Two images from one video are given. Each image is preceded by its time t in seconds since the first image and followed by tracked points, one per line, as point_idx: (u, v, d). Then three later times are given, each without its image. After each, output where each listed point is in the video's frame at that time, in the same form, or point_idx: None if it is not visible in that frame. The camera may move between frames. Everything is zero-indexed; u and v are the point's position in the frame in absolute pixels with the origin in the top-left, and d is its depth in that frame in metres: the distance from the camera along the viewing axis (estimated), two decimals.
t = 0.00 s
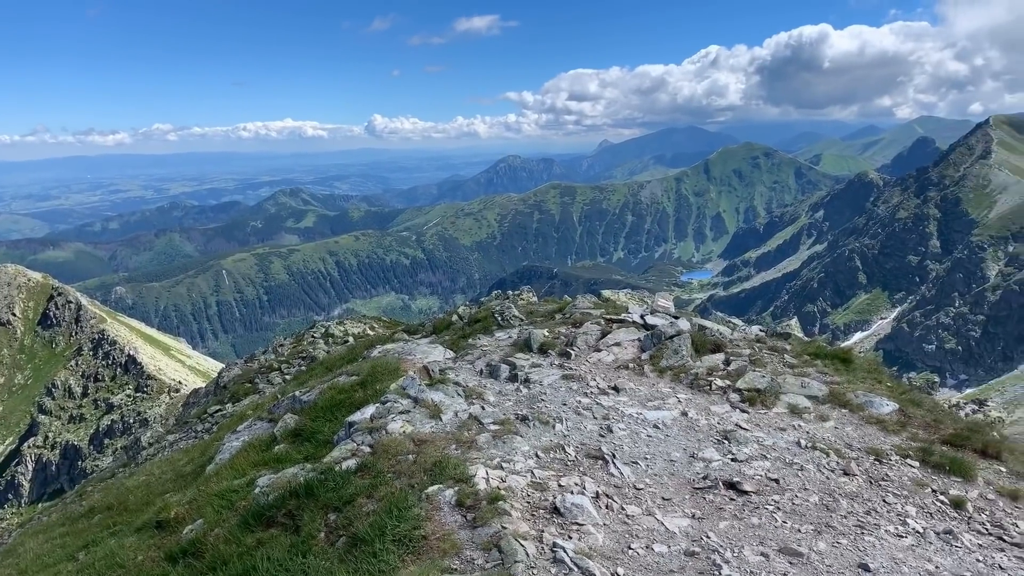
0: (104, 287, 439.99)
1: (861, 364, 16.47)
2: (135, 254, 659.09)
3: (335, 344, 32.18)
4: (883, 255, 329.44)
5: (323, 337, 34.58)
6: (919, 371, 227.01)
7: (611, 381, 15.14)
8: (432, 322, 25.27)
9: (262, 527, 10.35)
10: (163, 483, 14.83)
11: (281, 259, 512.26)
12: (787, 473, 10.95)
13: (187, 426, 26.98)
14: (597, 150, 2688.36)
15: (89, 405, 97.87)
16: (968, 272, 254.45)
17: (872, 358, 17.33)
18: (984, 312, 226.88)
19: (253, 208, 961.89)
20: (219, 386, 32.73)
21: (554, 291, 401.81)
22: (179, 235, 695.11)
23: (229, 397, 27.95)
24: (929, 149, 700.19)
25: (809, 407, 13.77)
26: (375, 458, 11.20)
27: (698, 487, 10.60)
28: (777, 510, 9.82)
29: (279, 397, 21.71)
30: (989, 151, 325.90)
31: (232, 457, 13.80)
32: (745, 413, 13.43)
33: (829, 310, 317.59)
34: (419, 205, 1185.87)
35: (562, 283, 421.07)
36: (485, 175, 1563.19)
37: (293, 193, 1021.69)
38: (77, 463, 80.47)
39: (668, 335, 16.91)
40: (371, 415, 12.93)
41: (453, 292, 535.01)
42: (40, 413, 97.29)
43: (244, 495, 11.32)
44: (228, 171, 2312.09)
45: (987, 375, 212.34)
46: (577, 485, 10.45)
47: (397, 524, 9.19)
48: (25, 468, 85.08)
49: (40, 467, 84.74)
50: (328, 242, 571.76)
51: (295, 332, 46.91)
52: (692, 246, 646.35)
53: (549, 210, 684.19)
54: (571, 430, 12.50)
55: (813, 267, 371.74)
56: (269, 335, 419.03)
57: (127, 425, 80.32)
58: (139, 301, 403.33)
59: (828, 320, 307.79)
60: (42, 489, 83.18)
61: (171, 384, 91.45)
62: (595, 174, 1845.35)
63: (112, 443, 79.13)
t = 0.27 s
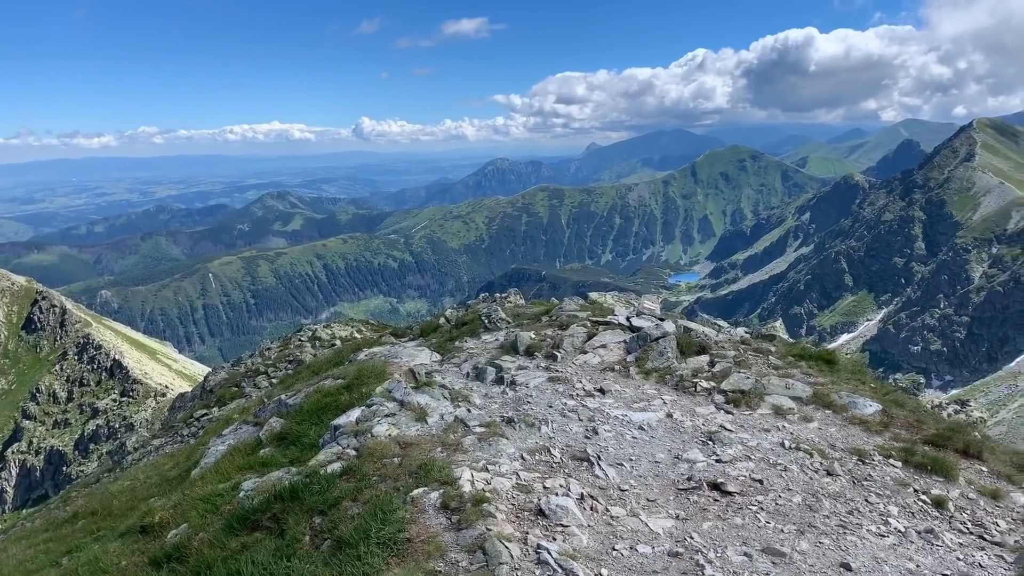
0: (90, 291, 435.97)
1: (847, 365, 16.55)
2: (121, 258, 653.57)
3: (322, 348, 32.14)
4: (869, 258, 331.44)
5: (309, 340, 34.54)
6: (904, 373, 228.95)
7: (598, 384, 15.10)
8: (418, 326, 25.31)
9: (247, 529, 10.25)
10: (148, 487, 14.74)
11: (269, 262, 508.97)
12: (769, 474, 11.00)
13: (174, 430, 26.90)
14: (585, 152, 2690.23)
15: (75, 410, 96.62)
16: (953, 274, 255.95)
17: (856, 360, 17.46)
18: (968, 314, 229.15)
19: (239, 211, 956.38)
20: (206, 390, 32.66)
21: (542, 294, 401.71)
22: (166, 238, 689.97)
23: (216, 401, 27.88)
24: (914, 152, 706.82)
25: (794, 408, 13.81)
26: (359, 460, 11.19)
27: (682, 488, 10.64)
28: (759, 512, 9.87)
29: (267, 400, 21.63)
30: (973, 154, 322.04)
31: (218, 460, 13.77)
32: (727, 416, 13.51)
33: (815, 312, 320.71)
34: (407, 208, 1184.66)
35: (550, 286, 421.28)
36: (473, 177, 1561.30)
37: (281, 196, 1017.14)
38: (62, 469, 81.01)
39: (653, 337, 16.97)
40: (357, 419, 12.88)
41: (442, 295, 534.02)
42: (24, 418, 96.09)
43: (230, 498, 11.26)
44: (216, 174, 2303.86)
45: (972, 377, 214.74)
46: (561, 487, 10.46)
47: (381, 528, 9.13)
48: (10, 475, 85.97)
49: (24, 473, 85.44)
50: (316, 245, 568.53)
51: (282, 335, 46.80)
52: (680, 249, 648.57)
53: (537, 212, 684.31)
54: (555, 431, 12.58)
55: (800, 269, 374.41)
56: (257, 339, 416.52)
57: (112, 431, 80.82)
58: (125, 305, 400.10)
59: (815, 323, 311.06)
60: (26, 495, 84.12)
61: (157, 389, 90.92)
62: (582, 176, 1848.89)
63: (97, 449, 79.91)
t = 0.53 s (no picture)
0: (74, 296, 431.47)
1: (830, 366, 16.68)
2: (105, 261, 646.92)
3: (309, 352, 32.02)
4: (854, 260, 333.55)
5: (296, 343, 34.35)
6: (890, 374, 230.66)
7: (584, 384, 15.12)
8: (406, 328, 25.28)
9: (232, 533, 10.18)
10: (131, 492, 14.76)
11: (255, 266, 504.71)
12: (751, 474, 11.06)
13: (160, 435, 26.79)
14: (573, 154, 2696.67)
15: (59, 415, 95.47)
16: (937, 276, 257.74)
17: (840, 361, 17.57)
18: (952, 316, 231.20)
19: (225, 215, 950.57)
20: (191, 394, 32.45)
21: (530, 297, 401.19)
22: (151, 241, 683.92)
23: (200, 406, 27.75)
24: (899, 156, 714.59)
25: (778, 409, 13.88)
26: (344, 463, 11.13)
27: (665, 488, 10.67)
28: (743, 512, 9.90)
29: (251, 403, 21.58)
30: (956, 157, 320.85)
31: (202, 465, 13.70)
32: (711, 417, 13.55)
33: (801, 314, 324.04)
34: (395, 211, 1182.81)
35: (539, 289, 421.72)
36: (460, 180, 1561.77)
37: (267, 199, 1011.36)
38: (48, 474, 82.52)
39: (638, 339, 17.01)
40: (340, 423, 12.85)
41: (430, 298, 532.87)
42: (6, 423, 94.48)
43: (212, 503, 11.20)
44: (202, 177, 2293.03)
45: (956, 378, 216.65)
46: (546, 488, 10.45)
47: (365, 531, 9.04)
48: None
49: (7, 480, 87.09)
50: (303, 248, 564.36)
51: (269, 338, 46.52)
52: (667, 251, 649.98)
53: (525, 215, 684.46)
54: (541, 434, 12.54)
55: (786, 271, 376.68)
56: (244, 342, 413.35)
57: (96, 435, 81.85)
58: (110, 309, 396.46)
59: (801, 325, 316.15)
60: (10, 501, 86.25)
61: (143, 393, 90.48)
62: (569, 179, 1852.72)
63: (82, 453, 81.61)
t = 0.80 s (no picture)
0: (59, 300, 426.26)
1: (812, 367, 16.80)
2: (89, 264, 640.82)
3: (296, 354, 31.96)
4: (840, 262, 335.37)
5: (283, 346, 34.24)
6: (876, 375, 232.04)
7: (568, 387, 15.14)
8: (392, 331, 25.37)
9: (214, 538, 10.10)
10: (115, 496, 14.60)
11: (242, 268, 501.55)
12: (736, 474, 11.10)
13: (145, 438, 26.60)
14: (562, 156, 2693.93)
15: (44, 420, 92.78)
16: (922, 277, 259.48)
17: (824, 362, 17.70)
18: (937, 316, 232.95)
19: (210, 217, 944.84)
20: (176, 398, 32.29)
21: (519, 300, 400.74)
22: (136, 244, 678.40)
23: (187, 409, 27.59)
24: (884, 158, 721.66)
25: (760, 410, 13.94)
26: (329, 465, 11.07)
27: (650, 490, 10.65)
28: (726, 511, 9.93)
29: (239, 406, 21.48)
30: (940, 159, 323.03)
31: (186, 468, 13.61)
32: (696, 417, 13.58)
33: (789, 316, 325.99)
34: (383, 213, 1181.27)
35: (527, 291, 421.47)
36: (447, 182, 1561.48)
37: (253, 202, 1006.92)
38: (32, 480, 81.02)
39: (623, 340, 17.09)
40: (325, 424, 12.83)
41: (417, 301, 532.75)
42: None
43: (197, 506, 11.10)
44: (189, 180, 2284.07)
45: (942, 378, 217.94)
46: (530, 490, 10.46)
47: (351, 534, 8.99)
48: None
49: None
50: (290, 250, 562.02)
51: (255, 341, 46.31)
52: (655, 253, 651.57)
53: (513, 217, 685.60)
54: (526, 434, 12.53)
55: (773, 273, 378.67)
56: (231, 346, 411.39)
57: (82, 440, 80.27)
58: (95, 313, 392.23)
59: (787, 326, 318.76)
60: None
61: (129, 397, 88.61)
62: (557, 181, 1855.98)
63: (67, 458, 80.11)
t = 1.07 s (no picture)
0: (40, 303, 420.12)
1: (795, 367, 16.91)
2: (72, 267, 633.59)
3: (280, 357, 31.85)
4: (825, 263, 337.05)
5: (268, 349, 34.07)
6: (861, 375, 233.32)
7: (553, 388, 15.11)
8: (377, 334, 25.28)
9: (196, 541, 10.01)
10: (96, 501, 14.49)
11: (227, 270, 497.45)
12: (717, 473, 11.16)
13: (128, 443, 26.36)
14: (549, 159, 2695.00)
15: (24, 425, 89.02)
16: (905, 278, 261.29)
17: (807, 362, 17.80)
18: (920, 317, 234.57)
19: (194, 219, 937.64)
20: (160, 402, 32.00)
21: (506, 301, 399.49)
22: (120, 246, 671.63)
23: (170, 412, 27.35)
24: (868, 159, 728.35)
25: (745, 410, 13.95)
26: (311, 468, 11.06)
27: (632, 490, 10.69)
28: (707, 510, 10.00)
29: (222, 410, 21.34)
30: (923, 162, 324.78)
31: (168, 472, 13.53)
32: (680, 417, 13.60)
33: (774, 317, 327.09)
34: (369, 215, 1179.28)
35: (514, 293, 420.41)
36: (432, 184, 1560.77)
37: (238, 204, 1001.33)
38: (13, 486, 77.85)
39: (606, 341, 17.17)
40: (307, 427, 12.77)
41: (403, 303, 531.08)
42: None
43: (178, 509, 10.99)
44: (174, 181, 2265.47)
45: (926, 378, 218.92)
46: (513, 492, 10.43)
47: (331, 535, 8.96)
48: None
49: None
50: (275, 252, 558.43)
51: (240, 345, 45.95)
52: (642, 255, 654.01)
53: (499, 219, 685.95)
54: (508, 435, 12.52)
55: (758, 274, 380.36)
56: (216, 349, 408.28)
57: (64, 445, 77.43)
58: (78, 316, 386.76)
59: (773, 327, 319.74)
60: None
61: (113, 402, 86.09)
62: (542, 183, 1859.72)
63: (49, 463, 77.21)
